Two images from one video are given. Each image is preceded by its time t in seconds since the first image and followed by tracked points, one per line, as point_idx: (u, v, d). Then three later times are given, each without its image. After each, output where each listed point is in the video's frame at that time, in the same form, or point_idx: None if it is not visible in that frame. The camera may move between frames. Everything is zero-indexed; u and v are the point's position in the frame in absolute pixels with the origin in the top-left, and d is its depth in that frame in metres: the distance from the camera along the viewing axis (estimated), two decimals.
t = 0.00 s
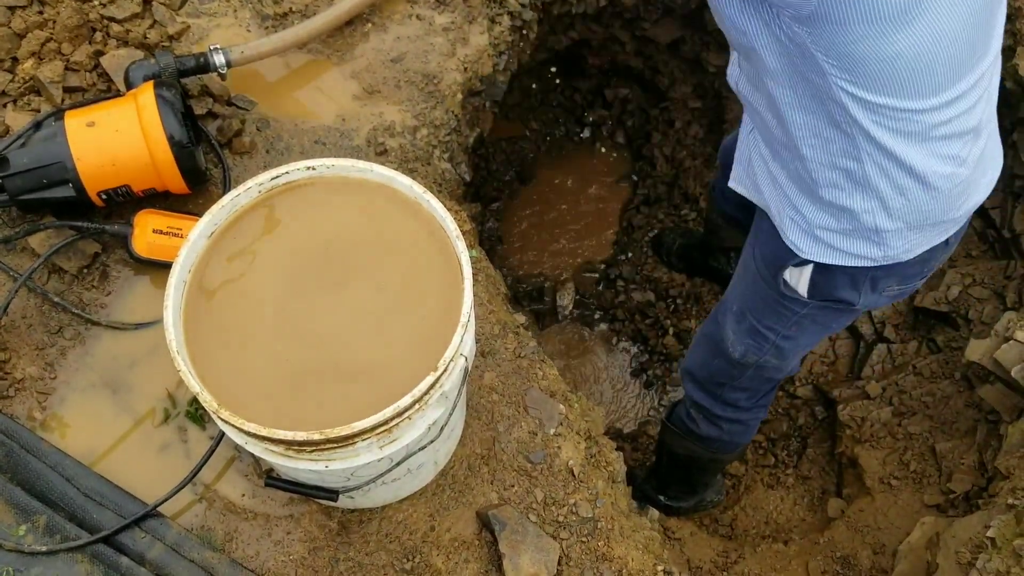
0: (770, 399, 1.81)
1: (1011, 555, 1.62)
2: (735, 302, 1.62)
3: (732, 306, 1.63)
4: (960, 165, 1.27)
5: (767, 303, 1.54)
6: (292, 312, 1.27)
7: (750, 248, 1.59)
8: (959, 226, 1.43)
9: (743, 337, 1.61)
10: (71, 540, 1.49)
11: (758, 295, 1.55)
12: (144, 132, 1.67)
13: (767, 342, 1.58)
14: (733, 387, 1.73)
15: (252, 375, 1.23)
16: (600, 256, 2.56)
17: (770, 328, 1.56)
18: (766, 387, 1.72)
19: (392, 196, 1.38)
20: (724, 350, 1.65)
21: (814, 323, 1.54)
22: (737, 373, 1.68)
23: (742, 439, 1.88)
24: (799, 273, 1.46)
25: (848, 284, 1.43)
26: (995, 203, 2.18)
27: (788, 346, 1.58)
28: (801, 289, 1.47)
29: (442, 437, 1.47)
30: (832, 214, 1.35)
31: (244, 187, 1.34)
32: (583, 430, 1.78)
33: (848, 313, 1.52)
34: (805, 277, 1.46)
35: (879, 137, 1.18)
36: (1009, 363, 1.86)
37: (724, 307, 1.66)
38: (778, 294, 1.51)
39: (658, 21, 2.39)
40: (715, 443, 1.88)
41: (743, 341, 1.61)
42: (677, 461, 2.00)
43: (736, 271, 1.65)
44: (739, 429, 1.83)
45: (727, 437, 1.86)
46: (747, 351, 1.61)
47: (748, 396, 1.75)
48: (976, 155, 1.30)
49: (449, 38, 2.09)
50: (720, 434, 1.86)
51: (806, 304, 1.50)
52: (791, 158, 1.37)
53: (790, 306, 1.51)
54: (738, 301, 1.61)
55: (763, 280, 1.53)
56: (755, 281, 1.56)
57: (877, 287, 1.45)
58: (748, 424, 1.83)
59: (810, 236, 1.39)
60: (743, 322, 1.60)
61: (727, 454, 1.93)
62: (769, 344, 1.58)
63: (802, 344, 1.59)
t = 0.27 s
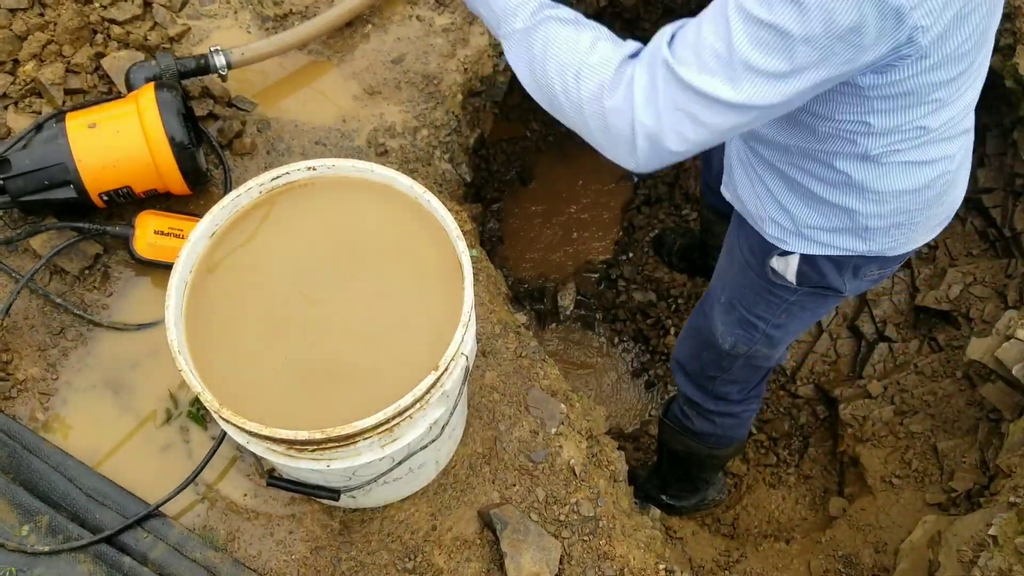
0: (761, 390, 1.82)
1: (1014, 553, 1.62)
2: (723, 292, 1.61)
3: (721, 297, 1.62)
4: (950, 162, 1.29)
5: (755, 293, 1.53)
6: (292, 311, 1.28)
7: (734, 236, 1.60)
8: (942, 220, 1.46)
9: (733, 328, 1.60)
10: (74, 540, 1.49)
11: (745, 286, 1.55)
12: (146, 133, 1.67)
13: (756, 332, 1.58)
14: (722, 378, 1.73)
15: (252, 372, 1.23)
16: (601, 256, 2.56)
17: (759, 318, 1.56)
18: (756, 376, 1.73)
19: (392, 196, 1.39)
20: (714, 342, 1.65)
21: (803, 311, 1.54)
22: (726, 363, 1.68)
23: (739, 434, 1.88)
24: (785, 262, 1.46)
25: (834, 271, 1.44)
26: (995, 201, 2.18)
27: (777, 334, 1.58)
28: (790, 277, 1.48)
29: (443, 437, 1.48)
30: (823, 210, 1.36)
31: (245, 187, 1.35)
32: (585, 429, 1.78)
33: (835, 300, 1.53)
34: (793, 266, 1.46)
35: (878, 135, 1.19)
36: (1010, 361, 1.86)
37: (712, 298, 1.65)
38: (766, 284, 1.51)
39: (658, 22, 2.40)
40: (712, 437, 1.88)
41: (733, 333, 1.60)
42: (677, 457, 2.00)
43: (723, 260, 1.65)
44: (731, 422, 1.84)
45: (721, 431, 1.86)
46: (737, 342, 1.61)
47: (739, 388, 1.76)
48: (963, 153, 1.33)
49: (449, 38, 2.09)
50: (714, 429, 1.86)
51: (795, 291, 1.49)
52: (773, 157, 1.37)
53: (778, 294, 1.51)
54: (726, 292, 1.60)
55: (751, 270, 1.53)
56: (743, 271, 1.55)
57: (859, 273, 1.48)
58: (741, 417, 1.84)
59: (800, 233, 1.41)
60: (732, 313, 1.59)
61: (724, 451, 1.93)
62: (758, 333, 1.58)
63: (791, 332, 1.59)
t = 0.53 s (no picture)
0: (765, 388, 1.82)
1: (1014, 554, 1.62)
2: (726, 293, 1.62)
3: (723, 298, 1.63)
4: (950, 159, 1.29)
5: (759, 292, 1.55)
6: (292, 312, 1.28)
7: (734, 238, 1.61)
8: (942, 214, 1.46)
9: (737, 327, 1.62)
10: (74, 541, 1.49)
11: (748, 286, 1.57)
12: (146, 134, 1.67)
13: (761, 331, 1.60)
14: (727, 378, 1.74)
15: (253, 374, 1.23)
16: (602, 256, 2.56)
17: (763, 316, 1.58)
18: (760, 375, 1.74)
19: (391, 196, 1.39)
20: (718, 341, 1.67)
21: (807, 306, 1.57)
22: (731, 362, 1.69)
23: (743, 431, 1.89)
24: (788, 259, 1.45)
25: (836, 268, 1.45)
26: (995, 202, 2.18)
27: (781, 332, 1.60)
28: (795, 277, 1.48)
29: (443, 438, 1.48)
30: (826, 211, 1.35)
31: (244, 190, 1.35)
32: (585, 430, 1.78)
33: (836, 295, 1.56)
34: (796, 263, 1.44)
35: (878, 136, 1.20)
36: (1011, 362, 1.86)
37: (714, 299, 1.66)
38: (770, 284, 1.53)
39: (657, 23, 2.39)
40: (718, 437, 1.88)
41: (737, 332, 1.62)
42: (678, 456, 2.00)
43: (722, 261, 1.66)
44: (737, 420, 1.84)
45: (727, 429, 1.86)
46: (742, 341, 1.63)
47: (743, 387, 1.76)
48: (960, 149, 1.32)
49: (448, 39, 2.08)
50: (719, 427, 1.86)
51: (797, 289, 1.51)
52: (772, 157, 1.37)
53: (783, 293, 1.53)
54: (729, 293, 1.62)
55: (754, 271, 1.54)
56: (744, 272, 1.57)
57: (861, 266, 1.47)
58: (746, 415, 1.84)
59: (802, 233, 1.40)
60: (736, 313, 1.61)
61: (727, 450, 1.93)
62: (764, 332, 1.60)
63: (794, 328, 1.62)
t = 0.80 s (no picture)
0: (759, 392, 1.81)
1: (1011, 556, 1.61)
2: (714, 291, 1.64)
3: (712, 297, 1.64)
4: (928, 169, 1.26)
5: (742, 292, 1.56)
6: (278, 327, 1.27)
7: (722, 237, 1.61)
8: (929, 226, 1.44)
9: (723, 327, 1.63)
10: (67, 560, 1.50)
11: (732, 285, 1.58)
12: (132, 149, 1.67)
13: (745, 332, 1.60)
14: (717, 380, 1.74)
15: (238, 389, 1.23)
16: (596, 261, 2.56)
17: (748, 318, 1.58)
18: (752, 378, 1.72)
19: (380, 209, 1.38)
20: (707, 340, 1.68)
21: (794, 311, 1.55)
22: (719, 363, 1.69)
23: (738, 435, 1.88)
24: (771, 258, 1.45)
25: (818, 272, 1.43)
26: (989, 200, 2.17)
27: (766, 335, 1.59)
28: (774, 275, 1.48)
29: (436, 450, 1.47)
30: (804, 212, 1.34)
31: (231, 204, 1.34)
32: (579, 438, 1.78)
33: (826, 300, 1.54)
34: (778, 265, 1.46)
35: (848, 142, 1.19)
36: (1006, 362, 1.86)
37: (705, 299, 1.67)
38: (754, 283, 1.53)
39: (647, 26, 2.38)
40: (715, 441, 1.88)
41: (723, 331, 1.63)
42: (674, 460, 2.00)
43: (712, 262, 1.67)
44: (730, 423, 1.84)
45: (721, 433, 1.86)
46: (728, 341, 1.63)
47: (735, 390, 1.76)
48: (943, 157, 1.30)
49: (437, 47, 2.08)
50: (713, 430, 1.86)
51: (781, 290, 1.51)
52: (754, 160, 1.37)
53: (766, 293, 1.53)
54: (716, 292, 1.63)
55: (738, 269, 1.55)
56: (730, 271, 1.58)
57: (844, 274, 1.46)
58: (739, 419, 1.83)
59: (783, 234, 1.40)
60: (723, 312, 1.62)
61: (722, 454, 1.92)
62: (748, 333, 1.60)
63: (782, 332, 1.61)
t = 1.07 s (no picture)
0: (752, 380, 1.80)
1: (1018, 534, 1.61)
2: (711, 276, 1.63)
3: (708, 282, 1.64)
4: (920, 156, 1.25)
5: (737, 277, 1.55)
6: (271, 331, 1.26)
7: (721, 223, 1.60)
8: (925, 213, 1.43)
9: (717, 312, 1.62)
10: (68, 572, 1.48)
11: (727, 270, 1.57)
12: (122, 157, 1.66)
13: (738, 318, 1.59)
14: (710, 368, 1.73)
15: (232, 394, 1.22)
16: (592, 255, 2.56)
17: (742, 304, 1.57)
18: (745, 368, 1.71)
19: (371, 208, 1.37)
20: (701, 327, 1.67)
21: (786, 298, 1.54)
22: (712, 350, 1.68)
23: (735, 423, 1.88)
24: (765, 244, 1.44)
25: (812, 258, 1.43)
26: (982, 181, 2.17)
27: (759, 321, 1.58)
28: (768, 262, 1.47)
29: (435, 448, 1.46)
30: (795, 197, 1.34)
31: (221, 207, 1.33)
32: (580, 432, 1.77)
33: (819, 288, 1.52)
34: (772, 249, 1.44)
35: (833, 131, 1.18)
36: (1005, 341, 1.86)
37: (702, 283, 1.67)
38: (746, 267, 1.52)
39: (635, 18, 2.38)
40: (705, 430, 1.88)
41: (717, 316, 1.62)
42: (673, 450, 1.99)
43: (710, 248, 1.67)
44: (723, 412, 1.83)
45: (716, 422, 1.85)
46: (721, 327, 1.62)
47: (727, 378, 1.75)
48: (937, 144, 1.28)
49: (424, 46, 2.07)
50: (706, 420, 1.85)
51: (774, 277, 1.49)
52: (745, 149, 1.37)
53: (758, 278, 1.51)
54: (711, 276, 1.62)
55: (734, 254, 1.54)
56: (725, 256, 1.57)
57: (839, 262, 1.44)
58: (734, 408, 1.83)
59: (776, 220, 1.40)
60: (718, 297, 1.61)
61: (720, 441, 1.92)
62: (741, 319, 1.58)
63: (775, 320, 1.59)
